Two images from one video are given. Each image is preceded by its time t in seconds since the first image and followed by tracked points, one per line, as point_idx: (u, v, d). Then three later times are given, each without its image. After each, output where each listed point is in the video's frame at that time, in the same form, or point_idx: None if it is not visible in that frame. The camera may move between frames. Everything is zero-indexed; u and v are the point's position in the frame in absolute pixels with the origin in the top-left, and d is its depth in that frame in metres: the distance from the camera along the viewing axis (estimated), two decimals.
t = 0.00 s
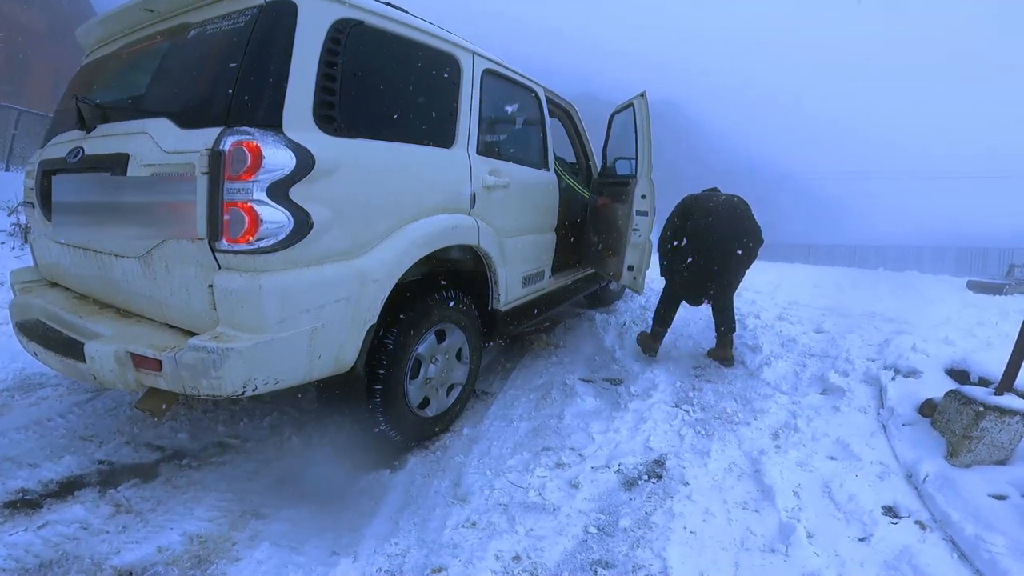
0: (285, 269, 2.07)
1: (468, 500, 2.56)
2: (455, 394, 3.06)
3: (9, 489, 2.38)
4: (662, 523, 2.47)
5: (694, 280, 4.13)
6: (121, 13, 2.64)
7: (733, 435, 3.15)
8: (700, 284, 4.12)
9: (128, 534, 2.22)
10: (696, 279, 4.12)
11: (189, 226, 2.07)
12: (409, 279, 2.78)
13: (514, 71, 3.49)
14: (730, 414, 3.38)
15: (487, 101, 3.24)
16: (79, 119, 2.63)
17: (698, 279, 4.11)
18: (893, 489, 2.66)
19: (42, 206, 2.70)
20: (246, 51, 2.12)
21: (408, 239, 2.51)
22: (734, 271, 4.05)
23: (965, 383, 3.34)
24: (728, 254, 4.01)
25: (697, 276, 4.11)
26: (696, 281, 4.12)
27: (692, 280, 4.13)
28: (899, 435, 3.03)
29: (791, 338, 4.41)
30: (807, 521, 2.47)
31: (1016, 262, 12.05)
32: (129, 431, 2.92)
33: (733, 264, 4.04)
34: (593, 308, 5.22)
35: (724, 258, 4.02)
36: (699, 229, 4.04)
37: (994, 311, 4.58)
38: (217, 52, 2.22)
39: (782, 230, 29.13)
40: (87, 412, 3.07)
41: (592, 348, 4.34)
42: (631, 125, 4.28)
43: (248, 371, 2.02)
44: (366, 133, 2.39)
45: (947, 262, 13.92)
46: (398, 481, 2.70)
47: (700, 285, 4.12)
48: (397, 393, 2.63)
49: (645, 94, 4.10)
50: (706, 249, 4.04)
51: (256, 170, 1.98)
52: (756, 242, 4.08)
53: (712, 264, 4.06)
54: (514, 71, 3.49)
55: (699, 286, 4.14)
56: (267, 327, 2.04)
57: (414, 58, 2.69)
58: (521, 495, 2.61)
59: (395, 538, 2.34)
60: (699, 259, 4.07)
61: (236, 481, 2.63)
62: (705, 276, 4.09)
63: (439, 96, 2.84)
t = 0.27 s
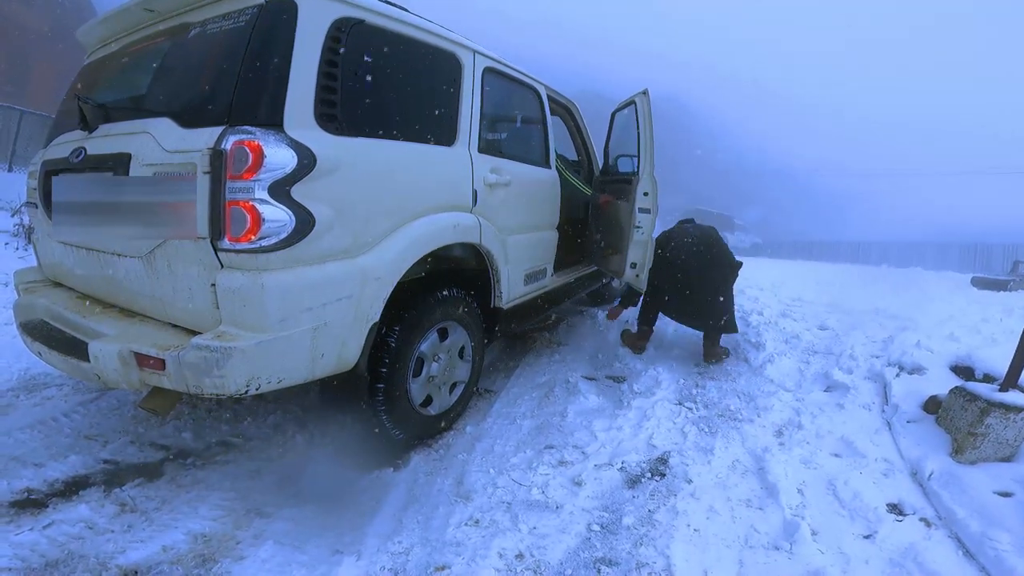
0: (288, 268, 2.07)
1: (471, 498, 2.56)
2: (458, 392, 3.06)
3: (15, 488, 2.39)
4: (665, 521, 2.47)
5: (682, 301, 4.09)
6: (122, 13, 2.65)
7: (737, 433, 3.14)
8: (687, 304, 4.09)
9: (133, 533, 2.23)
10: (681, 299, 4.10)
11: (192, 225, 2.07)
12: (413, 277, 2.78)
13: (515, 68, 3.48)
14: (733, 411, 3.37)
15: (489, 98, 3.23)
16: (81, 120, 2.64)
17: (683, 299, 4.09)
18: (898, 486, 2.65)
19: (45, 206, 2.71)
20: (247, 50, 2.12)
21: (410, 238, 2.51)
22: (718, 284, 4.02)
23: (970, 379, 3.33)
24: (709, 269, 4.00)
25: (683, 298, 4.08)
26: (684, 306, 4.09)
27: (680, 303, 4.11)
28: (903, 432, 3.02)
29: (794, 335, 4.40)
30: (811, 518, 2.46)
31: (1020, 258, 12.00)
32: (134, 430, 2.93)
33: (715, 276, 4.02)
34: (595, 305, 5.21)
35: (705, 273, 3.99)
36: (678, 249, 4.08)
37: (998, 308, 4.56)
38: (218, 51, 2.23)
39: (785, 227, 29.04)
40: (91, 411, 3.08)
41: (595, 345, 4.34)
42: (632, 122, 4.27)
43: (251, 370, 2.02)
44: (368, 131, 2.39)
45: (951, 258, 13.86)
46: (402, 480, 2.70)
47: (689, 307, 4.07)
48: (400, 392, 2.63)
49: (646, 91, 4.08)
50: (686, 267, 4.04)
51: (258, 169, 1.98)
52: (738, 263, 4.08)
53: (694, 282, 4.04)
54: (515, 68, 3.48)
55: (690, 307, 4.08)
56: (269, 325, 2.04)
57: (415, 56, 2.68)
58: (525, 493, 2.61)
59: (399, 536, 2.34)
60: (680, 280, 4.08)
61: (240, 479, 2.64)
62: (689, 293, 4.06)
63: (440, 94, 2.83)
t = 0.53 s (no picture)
0: (285, 267, 2.07)
1: (472, 495, 2.57)
2: (458, 389, 3.07)
3: (18, 491, 2.40)
4: (667, 515, 2.47)
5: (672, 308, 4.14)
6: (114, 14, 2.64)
7: (738, 426, 3.14)
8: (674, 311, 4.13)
9: (137, 534, 2.23)
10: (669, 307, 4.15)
11: (188, 225, 2.07)
12: (411, 274, 2.78)
13: (510, 64, 3.47)
14: (733, 404, 3.37)
15: (484, 95, 3.22)
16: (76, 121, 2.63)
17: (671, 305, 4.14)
18: (899, 478, 2.65)
19: (41, 209, 2.71)
20: (240, 50, 2.11)
21: (407, 235, 2.51)
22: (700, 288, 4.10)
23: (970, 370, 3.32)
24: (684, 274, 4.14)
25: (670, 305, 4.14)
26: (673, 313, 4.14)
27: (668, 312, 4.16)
28: (904, 424, 3.02)
29: (794, 327, 4.40)
30: (813, 511, 2.46)
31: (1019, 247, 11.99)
32: (135, 431, 2.93)
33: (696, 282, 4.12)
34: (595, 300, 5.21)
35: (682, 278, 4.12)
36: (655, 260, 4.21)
37: (997, 298, 4.56)
38: (212, 50, 2.22)
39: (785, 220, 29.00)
40: (93, 413, 3.08)
41: (595, 341, 4.34)
42: (628, 117, 4.26)
43: (250, 369, 2.02)
44: (363, 129, 2.39)
45: (951, 248, 13.84)
46: (403, 477, 2.70)
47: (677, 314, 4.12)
48: (400, 389, 2.64)
49: (642, 86, 4.07)
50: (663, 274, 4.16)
51: (253, 168, 1.98)
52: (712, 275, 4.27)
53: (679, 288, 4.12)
54: (510, 64, 3.47)
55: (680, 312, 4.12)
56: (268, 325, 2.04)
57: (409, 53, 2.68)
58: (526, 489, 2.62)
59: (401, 534, 2.35)
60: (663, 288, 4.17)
61: (242, 479, 2.64)
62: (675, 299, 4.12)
63: (435, 92, 2.83)
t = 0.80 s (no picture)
0: (285, 264, 2.06)
1: (474, 492, 2.57)
2: (458, 385, 3.07)
3: (21, 490, 2.40)
4: (669, 511, 2.47)
5: (660, 306, 4.22)
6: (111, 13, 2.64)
7: (739, 421, 3.13)
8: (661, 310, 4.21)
9: (140, 532, 2.24)
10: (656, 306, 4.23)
11: (188, 223, 2.07)
12: (411, 271, 2.78)
13: (509, 61, 3.47)
14: (735, 400, 3.37)
15: (483, 92, 3.22)
16: (73, 121, 2.63)
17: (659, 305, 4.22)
18: (901, 472, 2.65)
19: (41, 208, 2.71)
20: (238, 48, 2.11)
21: (406, 232, 2.50)
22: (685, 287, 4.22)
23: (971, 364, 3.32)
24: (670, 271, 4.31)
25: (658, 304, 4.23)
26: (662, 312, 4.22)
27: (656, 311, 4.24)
28: (905, 419, 3.02)
29: (795, 322, 4.40)
30: (815, 506, 2.46)
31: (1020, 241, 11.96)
32: (137, 430, 2.94)
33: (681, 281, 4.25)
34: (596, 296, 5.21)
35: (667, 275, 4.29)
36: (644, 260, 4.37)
37: (998, 291, 4.55)
38: (209, 48, 2.22)
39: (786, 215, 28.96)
40: (94, 412, 3.09)
41: (595, 337, 4.33)
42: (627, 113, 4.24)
43: (251, 367, 2.02)
44: (361, 126, 2.38)
45: (952, 242, 13.81)
46: (405, 474, 2.71)
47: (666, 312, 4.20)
48: (401, 386, 2.64)
49: (642, 82, 4.06)
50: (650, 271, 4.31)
51: (252, 165, 1.98)
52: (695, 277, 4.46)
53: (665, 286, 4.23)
54: (509, 61, 3.47)
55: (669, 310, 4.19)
56: (268, 322, 2.04)
57: (407, 50, 2.67)
58: (527, 485, 2.62)
59: (403, 530, 2.35)
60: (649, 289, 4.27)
61: (244, 477, 2.65)
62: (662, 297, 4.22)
63: (434, 88, 2.82)
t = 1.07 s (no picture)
0: (289, 259, 2.07)
1: (475, 490, 2.57)
2: (461, 383, 3.07)
3: (23, 483, 2.42)
4: (669, 512, 2.47)
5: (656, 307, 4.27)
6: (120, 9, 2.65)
7: (741, 423, 3.13)
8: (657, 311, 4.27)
9: (140, 527, 2.24)
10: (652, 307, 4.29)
11: (194, 218, 2.08)
12: (415, 269, 2.78)
13: (515, 59, 3.47)
14: (737, 401, 3.36)
15: (489, 90, 3.22)
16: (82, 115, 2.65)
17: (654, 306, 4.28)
18: (903, 476, 2.65)
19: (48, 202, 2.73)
20: (245, 44, 2.12)
21: (411, 228, 2.51)
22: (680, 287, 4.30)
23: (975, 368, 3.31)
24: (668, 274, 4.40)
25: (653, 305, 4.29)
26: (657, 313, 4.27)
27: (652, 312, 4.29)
28: (908, 422, 3.01)
29: (799, 324, 4.39)
30: (816, 509, 2.46)
31: None
32: (140, 424, 2.95)
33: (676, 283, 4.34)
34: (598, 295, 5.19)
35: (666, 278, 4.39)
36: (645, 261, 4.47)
37: (1004, 296, 4.53)
38: (217, 44, 2.23)
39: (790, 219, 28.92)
40: (98, 406, 3.10)
41: (598, 336, 4.33)
42: (633, 113, 4.25)
43: (254, 362, 2.03)
44: (368, 123, 2.39)
45: (957, 247, 13.76)
46: (406, 471, 2.71)
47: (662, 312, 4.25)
48: (403, 383, 2.64)
49: (648, 82, 4.06)
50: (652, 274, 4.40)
51: (258, 161, 1.99)
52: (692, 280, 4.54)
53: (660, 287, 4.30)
54: (515, 59, 3.47)
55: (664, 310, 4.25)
56: (272, 317, 2.05)
57: (414, 48, 2.68)
58: (528, 484, 2.62)
59: (403, 528, 2.35)
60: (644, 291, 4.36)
61: (246, 472, 2.65)
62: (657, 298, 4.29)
63: (440, 86, 2.83)
